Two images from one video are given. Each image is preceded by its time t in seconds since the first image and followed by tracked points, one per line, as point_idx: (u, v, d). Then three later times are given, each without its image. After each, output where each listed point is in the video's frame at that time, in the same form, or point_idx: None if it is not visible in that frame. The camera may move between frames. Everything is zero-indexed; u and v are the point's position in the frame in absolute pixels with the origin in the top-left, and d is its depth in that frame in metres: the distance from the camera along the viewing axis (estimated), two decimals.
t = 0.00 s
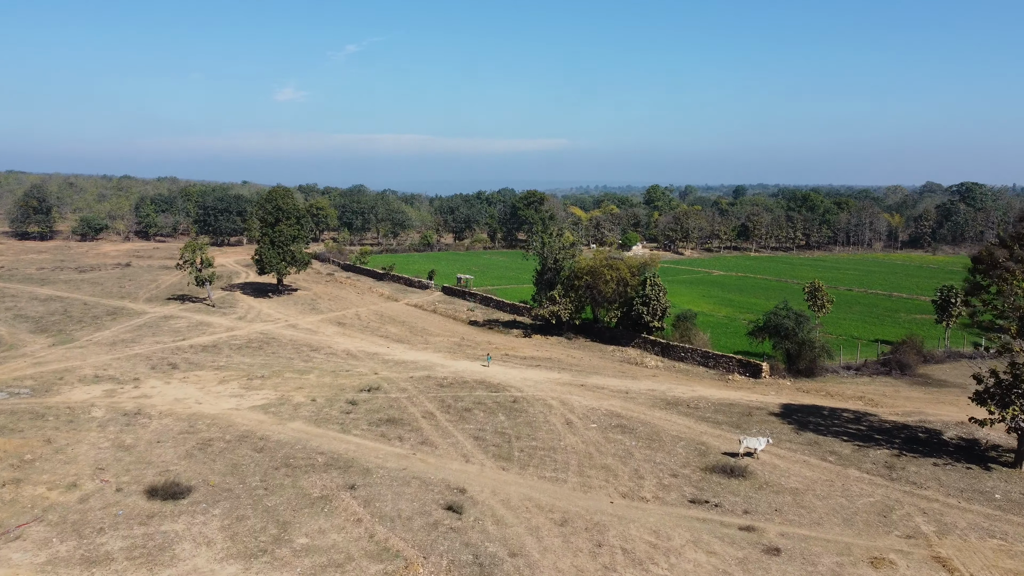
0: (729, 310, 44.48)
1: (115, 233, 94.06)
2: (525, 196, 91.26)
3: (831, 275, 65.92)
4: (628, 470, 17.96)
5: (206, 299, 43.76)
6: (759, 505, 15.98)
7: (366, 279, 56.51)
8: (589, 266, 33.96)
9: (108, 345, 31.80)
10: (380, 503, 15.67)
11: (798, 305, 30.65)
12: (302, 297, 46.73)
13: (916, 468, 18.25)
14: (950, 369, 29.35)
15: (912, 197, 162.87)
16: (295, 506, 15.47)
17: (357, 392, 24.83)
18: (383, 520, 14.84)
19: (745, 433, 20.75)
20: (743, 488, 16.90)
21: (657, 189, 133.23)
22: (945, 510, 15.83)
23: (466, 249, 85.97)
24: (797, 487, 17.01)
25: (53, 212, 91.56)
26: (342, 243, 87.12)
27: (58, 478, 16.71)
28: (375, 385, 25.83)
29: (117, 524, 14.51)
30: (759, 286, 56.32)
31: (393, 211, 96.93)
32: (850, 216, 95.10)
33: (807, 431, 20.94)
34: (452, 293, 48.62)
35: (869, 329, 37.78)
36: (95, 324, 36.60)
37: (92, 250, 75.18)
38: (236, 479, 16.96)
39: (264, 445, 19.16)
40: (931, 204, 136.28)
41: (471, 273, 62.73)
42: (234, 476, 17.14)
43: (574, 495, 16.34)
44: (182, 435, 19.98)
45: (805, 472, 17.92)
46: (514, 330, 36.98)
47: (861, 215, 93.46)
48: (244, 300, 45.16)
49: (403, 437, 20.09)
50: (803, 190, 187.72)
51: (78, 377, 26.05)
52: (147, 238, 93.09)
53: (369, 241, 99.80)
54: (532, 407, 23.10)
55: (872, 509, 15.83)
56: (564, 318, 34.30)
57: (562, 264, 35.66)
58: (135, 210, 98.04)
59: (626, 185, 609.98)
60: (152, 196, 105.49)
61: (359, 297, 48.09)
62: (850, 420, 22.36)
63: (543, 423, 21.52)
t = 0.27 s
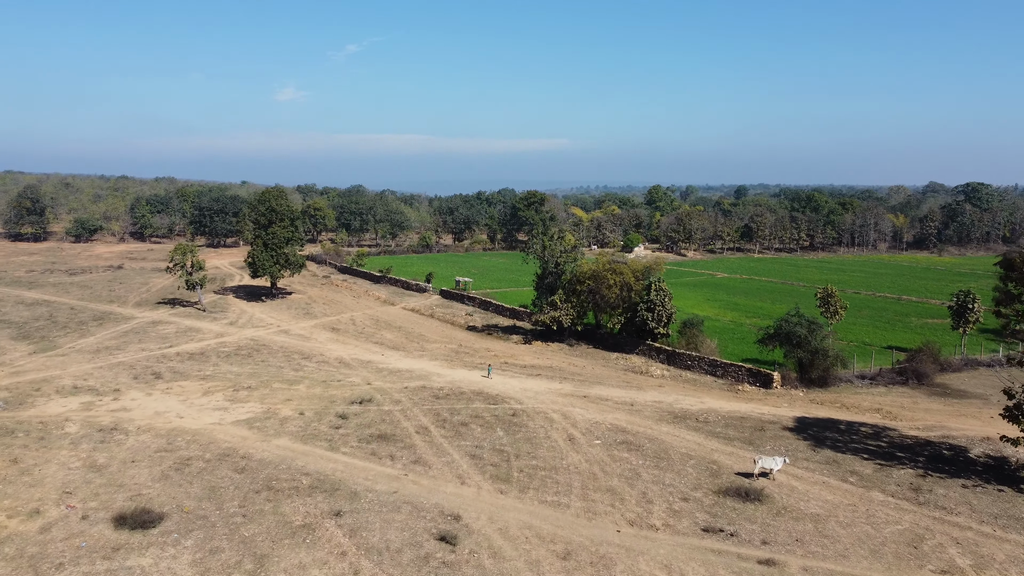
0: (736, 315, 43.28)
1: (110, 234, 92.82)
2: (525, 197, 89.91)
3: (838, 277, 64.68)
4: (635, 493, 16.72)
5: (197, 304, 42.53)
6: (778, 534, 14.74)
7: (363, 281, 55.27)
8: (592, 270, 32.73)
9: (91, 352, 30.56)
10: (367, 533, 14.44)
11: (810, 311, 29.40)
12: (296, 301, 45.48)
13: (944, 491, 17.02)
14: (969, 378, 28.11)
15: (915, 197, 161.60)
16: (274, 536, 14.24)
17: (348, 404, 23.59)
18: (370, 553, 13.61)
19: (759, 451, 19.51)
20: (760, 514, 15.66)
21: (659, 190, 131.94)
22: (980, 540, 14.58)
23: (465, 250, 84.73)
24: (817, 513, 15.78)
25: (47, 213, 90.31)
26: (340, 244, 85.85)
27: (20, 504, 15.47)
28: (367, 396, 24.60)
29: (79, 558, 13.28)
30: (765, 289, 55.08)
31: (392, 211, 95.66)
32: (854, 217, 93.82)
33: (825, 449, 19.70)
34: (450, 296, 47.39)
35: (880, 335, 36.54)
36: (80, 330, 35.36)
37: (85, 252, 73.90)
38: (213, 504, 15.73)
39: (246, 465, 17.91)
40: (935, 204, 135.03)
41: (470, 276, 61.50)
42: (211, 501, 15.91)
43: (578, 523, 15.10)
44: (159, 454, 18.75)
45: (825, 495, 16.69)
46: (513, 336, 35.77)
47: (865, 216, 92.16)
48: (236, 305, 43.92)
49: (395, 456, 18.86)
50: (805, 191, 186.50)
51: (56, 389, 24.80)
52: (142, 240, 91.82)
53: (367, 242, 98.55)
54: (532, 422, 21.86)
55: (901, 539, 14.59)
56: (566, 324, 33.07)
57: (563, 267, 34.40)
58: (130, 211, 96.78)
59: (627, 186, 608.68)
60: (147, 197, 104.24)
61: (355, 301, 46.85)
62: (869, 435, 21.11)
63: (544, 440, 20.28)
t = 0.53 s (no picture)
0: (742, 320, 42.02)
1: (105, 236, 91.54)
2: (525, 197, 88.55)
3: (845, 280, 63.37)
4: (643, 520, 15.44)
5: (187, 308, 41.26)
6: (801, 569, 13.46)
7: (359, 285, 53.97)
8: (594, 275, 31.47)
9: (72, 361, 29.27)
10: (351, 569, 13.16)
11: (822, 317, 28.12)
12: (289, 305, 44.19)
13: (977, 518, 15.73)
14: (990, 389, 26.81)
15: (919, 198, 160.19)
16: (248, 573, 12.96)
17: (338, 418, 22.30)
18: None
19: (775, 471, 18.23)
20: (780, 545, 14.38)
21: (661, 190, 130.61)
22: None
23: (464, 252, 83.42)
24: (842, 544, 14.49)
25: (40, 214, 89.01)
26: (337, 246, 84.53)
27: None
28: (358, 409, 23.31)
29: None
30: (771, 292, 53.80)
31: (390, 212, 94.28)
32: (859, 218, 92.48)
33: (845, 469, 18.41)
34: (448, 300, 46.12)
35: (893, 342, 35.26)
36: (64, 337, 34.08)
37: (78, 253, 72.63)
38: (184, 535, 14.45)
39: (224, 489, 16.63)
40: (939, 205, 133.67)
41: (469, 278, 60.23)
42: (182, 531, 14.63)
43: (581, 556, 13.83)
44: (132, 475, 17.47)
45: (849, 523, 15.41)
46: (513, 343, 34.54)
47: (871, 217, 90.82)
48: (228, 309, 42.63)
49: (385, 477, 17.57)
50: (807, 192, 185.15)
51: (30, 401, 23.53)
52: (137, 241, 90.52)
53: (365, 243, 97.25)
54: (532, 438, 20.56)
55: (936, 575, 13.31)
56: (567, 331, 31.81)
57: (565, 271, 33.10)
58: (125, 212, 95.45)
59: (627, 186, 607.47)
60: (143, 198, 102.98)
61: (350, 305, 45.57)
62: (891, 453, 19.81)
63: (545, 459, 18.99)
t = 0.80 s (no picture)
0: (749, 325, 40.71)
1: (98, 237, 90.12)
2: (524, 197, 87.17)
3: (851, 282, 62.00)
4: (653, 553, 14.09)
5: (175, 313, 39.92)
6: None
7: (354, 288, 52.60)
8: (597, 280, 30.14)
9: (49, 370, 27.89)
10: None
11: (837, 324, 26.76)
12: (281, 310, 42.82)
13: (1019, 550, 14.37)
14: (1014, 400, 25.43)
15: (922, 198, 158.65)
16: None
17: (326, 433, 20.95)
18: None
19: (793, 496, 16.87)
20: None
21: (662, 190, 129.11)
22: None
23: (463, 254, 81.99)
24: None
25: (32, 215, 87.56)
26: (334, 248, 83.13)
27: None
28: (348, 424, 21.95)
29: None
30: (777, 295, 52.46)
31: (388, 213, 92.78)
32: (864, 219, 91.04)
33: (870, 493, 17.06)
34: (445, 304, 44.77)
35: (907, 349, 33.90)
36: (44, 344, 32.71)
37: (69, 255, 71.22)
38: (148, 572, 13.08)
39: (197, 517, 15.29)
40: (943, 205, 132.31)
41: (467, 281, 58.90)
42: (146, 567, 13.27)
43: None
44: (98, 500, 16.11)
45: (879, 556, 14.06)
46: (512, 349, 33.23)
47: (876, 217, 89.34)
48: (218, 314, 41.31)
49: (372, 502, 16.22)
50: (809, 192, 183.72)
51: None
52: (131, 242, 89.06)
53: (363, 245, 95.81)
54: (531, 457, 19.20)
55: None
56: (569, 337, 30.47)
57: (566, 275, 31.73)
58: (119, 213, 93.98)
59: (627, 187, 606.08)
60: (138, 199, 101.54)
61: (344, 309, 44.23)
62: (917, 473, 18.46)
63: (545, 481, 17.64)
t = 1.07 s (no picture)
0: (756, 331, 39.35)
1: (92, 238, 88.78)
2: (524, 198, 85.76)
3: (859, 285, 60.65)
4: None
5: (162, 318, 38.57)
6: None
7: (349, 291, 51.28)
8: (600, 285, 28.79)
9: (24, 380, 26.53)
10: None
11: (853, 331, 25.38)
12: (273, 314, 41.48)
13: None
14: None
15: (926, 198, 157.22)
16: None
17: (310, 451, 19.59)
18: None
19: (815, 523, 15.51)
20: None
21: (664, 190, 127.70)
22: None
23: (462, 255, 80.66)
24: None
25: (24, 216, 86.18)
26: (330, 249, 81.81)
27: None
28: (335, 440, 20.59)
29: None
30: (783, 299, 51.10)
31: (386, 213, 91.33)
32: (869, 219, 89.64)
33: (898, 520, 15.71)
34: (442, 308, 43.45)
35: (922, 356, 32.56)
36: (22, 351, 31.36)
37: (59, 256, 69.84)
38: None
39: (163, 550, 13.92)
40: (947, 206, 130.88)
41: (465, 283, 57.57)
42: None
43: None
44: (57, 529, 14.75)
45: None
46: (511, 357, 31.87)
47: (881, 218, 87.94)
48: (207, 319, 39.96)
49: (356, 531, 14.87)
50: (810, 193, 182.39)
51: None
52: (125, 243, 87.70)
53: (360, 246, 94.44)
54: (530, 478, 17.84)
55: None
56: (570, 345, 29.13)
57: (567, 280, 30.39)
58: (113, 213, 92.59)
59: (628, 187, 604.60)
60: (132, 198, 100.18)
61: (338, 313, 42.85)
62: (947, 496, 17.10)
63: (545, 506, 16.29)
